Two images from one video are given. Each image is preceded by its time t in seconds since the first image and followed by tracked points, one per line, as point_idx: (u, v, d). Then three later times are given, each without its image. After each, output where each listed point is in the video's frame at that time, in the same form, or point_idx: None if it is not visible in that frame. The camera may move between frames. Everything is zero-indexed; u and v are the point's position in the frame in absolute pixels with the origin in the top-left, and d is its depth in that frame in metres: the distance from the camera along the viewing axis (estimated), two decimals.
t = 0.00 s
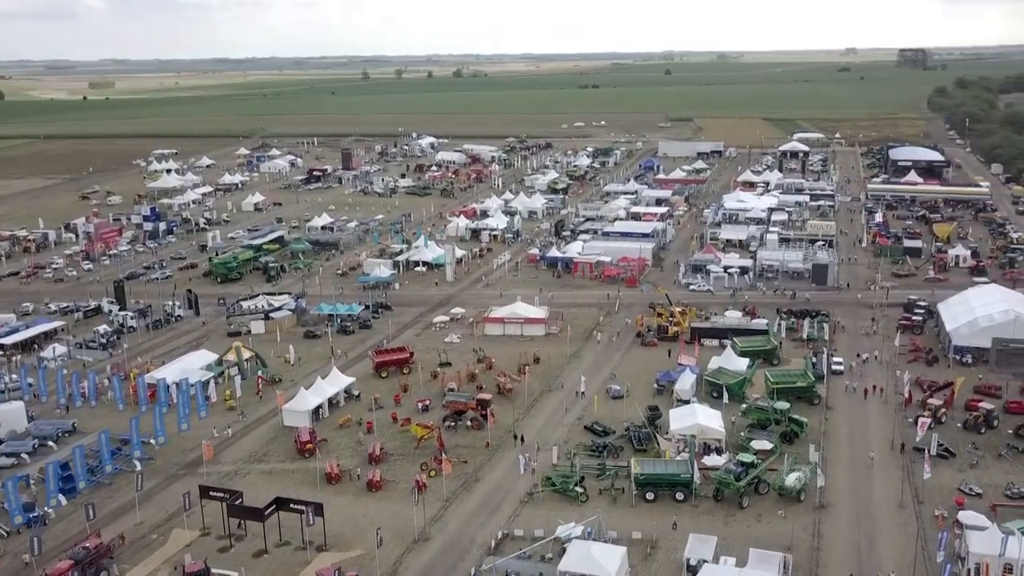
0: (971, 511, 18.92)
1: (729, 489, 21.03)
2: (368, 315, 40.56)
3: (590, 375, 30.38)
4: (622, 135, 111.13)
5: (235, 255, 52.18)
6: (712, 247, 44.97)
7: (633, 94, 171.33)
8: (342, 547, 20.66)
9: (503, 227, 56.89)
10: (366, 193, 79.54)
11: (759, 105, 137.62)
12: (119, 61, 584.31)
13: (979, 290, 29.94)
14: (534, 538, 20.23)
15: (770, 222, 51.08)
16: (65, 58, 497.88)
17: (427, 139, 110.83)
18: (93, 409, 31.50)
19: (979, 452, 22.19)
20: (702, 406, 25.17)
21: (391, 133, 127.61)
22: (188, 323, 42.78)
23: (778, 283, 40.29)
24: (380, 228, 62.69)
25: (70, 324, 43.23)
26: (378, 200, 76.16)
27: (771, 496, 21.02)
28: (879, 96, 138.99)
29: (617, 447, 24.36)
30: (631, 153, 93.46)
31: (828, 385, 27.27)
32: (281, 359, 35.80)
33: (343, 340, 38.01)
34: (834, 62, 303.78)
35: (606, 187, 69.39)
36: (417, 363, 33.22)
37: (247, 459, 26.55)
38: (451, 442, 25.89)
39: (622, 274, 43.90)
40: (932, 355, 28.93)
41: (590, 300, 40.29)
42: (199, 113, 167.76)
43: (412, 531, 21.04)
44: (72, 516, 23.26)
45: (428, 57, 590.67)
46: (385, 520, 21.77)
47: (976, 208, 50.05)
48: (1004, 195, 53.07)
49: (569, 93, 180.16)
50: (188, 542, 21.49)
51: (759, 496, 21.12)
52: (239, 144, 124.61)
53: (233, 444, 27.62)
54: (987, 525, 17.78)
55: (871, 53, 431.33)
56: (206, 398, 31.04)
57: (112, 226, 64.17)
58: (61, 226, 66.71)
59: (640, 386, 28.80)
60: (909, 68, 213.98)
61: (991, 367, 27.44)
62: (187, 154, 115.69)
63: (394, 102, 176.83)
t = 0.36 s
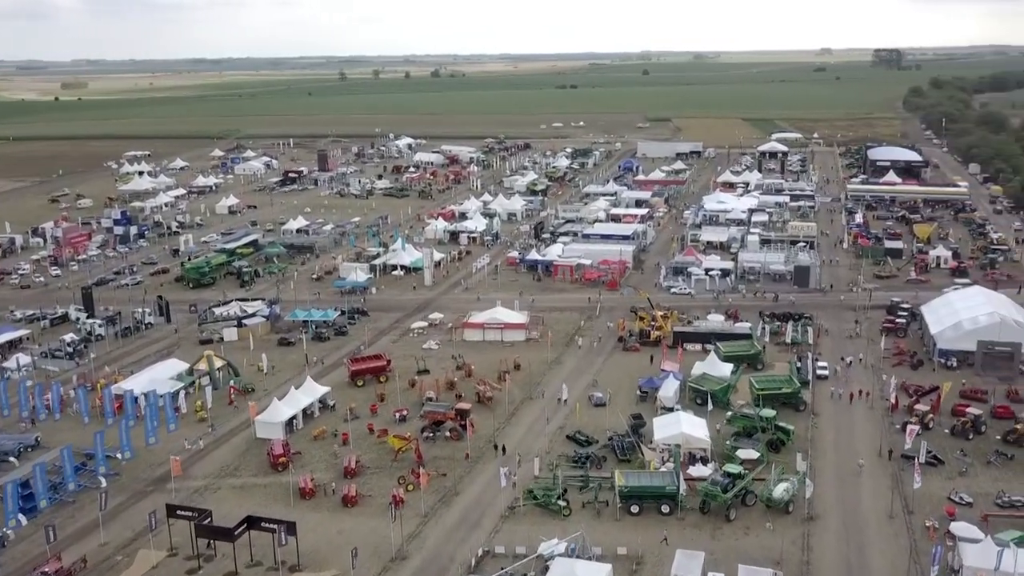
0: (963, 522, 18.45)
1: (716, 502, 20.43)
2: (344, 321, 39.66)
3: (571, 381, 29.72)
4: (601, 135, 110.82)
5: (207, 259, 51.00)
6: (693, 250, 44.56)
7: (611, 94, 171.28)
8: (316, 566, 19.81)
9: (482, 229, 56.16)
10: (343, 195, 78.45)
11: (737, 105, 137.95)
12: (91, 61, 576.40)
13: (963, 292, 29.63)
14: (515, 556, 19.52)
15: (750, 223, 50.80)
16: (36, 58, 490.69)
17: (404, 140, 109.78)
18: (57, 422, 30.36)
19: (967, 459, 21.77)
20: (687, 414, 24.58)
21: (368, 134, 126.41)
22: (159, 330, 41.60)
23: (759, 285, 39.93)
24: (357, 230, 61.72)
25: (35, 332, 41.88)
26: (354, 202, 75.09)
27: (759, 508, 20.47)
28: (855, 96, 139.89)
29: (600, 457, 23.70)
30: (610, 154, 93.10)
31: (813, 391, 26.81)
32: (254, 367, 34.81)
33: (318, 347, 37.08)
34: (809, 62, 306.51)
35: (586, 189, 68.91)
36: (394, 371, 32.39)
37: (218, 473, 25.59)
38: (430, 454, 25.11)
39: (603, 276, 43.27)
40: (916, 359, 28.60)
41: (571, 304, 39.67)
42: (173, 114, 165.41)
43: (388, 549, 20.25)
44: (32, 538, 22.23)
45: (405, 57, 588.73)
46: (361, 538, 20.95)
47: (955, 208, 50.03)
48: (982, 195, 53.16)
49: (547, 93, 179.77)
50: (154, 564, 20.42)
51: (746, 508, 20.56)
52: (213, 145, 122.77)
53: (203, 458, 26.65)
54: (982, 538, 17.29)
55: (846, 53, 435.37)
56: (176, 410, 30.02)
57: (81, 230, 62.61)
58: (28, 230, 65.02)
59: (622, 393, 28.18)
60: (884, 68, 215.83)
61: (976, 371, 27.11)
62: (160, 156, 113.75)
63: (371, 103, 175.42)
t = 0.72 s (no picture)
0: (954, 535, 17.97)
1: (700, 516, 19.77)
2: (316, 328, 38.64)
3: (550, 389, 28.98)
4: (575, 136, 110.44)
5: (174, 265, 49.60)
6: (670, 252, 44.10)
7: (585, 94, 171.11)
8: None
9: (457, 232, 55.29)
10: (314, 197, 77.18)
11: (710, 105, 138.32)
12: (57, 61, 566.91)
13: (944, 295, 29.36)
14: None
15: (727, 224, 50.52)
16: None
17: (377, 142, 108.49)
18: (13, 438, 29.00)
19: (954, 467, 21.36)
20: (668, 424, 23.93)
21: (341, 136, 124.97)
22: (123, 339, 40.18)
23: (738, 288, 39.54)
24: (329, 234, 60.58)
25: None
26: (326, 205, 73.81)
27: (744, 521, 19.86)
28: (827, 96, 140.89)
29: (581, 469, 22.98)
30: (584, 155, 92.71)
31: (796, 397, 26.31)
32: (222, 377, 33.65)
33: (288, 356, 35.99)
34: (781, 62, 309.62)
35: (561, 190, 68.36)
36: (367, 381, 31.45)
37: (183, 491, 24.50)
38: (404, 468, 24.24)
39: (580, 280, 42.61)
40: (898, 363, 28.26)
41: (548, 309, 38.97)
42: (140, 116, 162.43)
43: (361, 570, 19.36)
44: None
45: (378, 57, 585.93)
46: (332, 559, 20.03)
47: (930, 208, 50.07)
48: (956, 195, 53.32)
49: (522, 94, 179.19)
50: None
51: (731, 521, 19.94)
52: (181, 147, 120.58)
53: (167, 475, 25.53)
54: (974, 552, 16.77)
55: (816, 54, 439.97)
56: (139, 424, 28.79)
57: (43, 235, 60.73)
58: None
59: (602, 401, 27.49)
60: (855, 69, 218.14)
61: (959, 375, 26.80)
62: (127, 158, 111.45)
63: (343, 104, 173.55)
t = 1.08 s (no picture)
0: (947, 549, 17.45)
1: (686, 531, 19.11)
2: (288, 336, 37.58)
3: (529, 398, 28.23)
4: (552, 137, 109.95)
5: (142, 271, 48.20)
6: (649, 255, 43.58)
7: (561, 95, 170.74)
8: None
9: (433, 235, 54.37)
10: (288, 200, 75.87)
11: (686, 106, 138.47)
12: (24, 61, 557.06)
13: (927, 297, 28.98)
14: None
15: (706, 226, 50.13)
16: None
17: (352, 143, 107.12)
18: None
19: (943, 476, 20.89)
20: (652, 434, 23.28)
21: (315, 137, 123.41)
22: (88, 349, 38.79)
23: (718, 291, 39.09)
24: (302, 237, 59.42)
25: None
26: (300, 208, 72.54)
27: (732, 536, 19.23)
28: (802, 96, 141.62)
29: (562, 482, 22.24)
30: (562, 155, 92.16)
31: (780, 403, 25.78)
32: (191, 389, 32.48)
33: (260, 365, 34.89)
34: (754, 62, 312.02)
35: (538, 192, 67.71)
36: (341, 391, 30.51)
37: (147, 511, 23.41)
38: (379, 484, 23.36)
39: (559, 284, 41.96)
40: (882, 368, 27.84)
41: (527, 313, 38.22)
42: (109, 117, 159.39)
43: None
44: None
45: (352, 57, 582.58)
46: None
47: (908, 208, 50.04)
48: (933, 195, 53.38)
49: (498, 94, 178.48)
50: None
51: (717, 536, 19.30)
52: (151, 149, 118.39)
53: (131, 494, 24.41)
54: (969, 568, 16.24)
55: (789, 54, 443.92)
56: (102, 440, 27.60)
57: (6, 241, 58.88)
58: None
59: (583, 410, 26.77)
60: (828, 69, 220.10)
61: (943, 379, 26.41)
62: (95, 160, 109.11)
63: (316, 104, 171.61)
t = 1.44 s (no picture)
0: (942, 564, 16.91)
1: (674, 549, 18.43)
2: (261, 344, 36.49)
3: (510, 408, 27.44)
4: (530, 137, 109.33)
5: (110, 277, 46.81)
6: (630, 258, 43.00)
7: (539, 95, 170.25)
8: None
9: (411, 239, 53.44)
10: (261, 202, 74.51)
11: (663, 106, 138.49)
12: None
13: (912, 301, 28.60)
14: None
15: (686, 227, 49.67)
16: None
17: (327, 144, 105.74)
18: None
19: (934, 486, 20.41)
20: (636, 445, 22.59)
21: (290, 138, 121.81)
22: (53, 359, 37.40)
23: (700, 294, 38.58)
24: (276, 241, 58.22)
25: None
26: (274, 211, 71.25)
27: (721, 553, 18.57)
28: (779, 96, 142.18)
29: (545, 497, 21.50)
30: (540, 156, 91.52)
31: (766, 411, 25.22)
32: (159, 400, 31.32)
33: (231, 375, 33.80)
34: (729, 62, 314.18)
35: (517, 194, 67.03)
36: (316, 402, 29.55)
37: (112, 532, 22.33)
38: (355, 501, 22.48)
39: (539, 288, 41.22)
40: (869, 373, 27.39)
41: (507, 319, 37.47)
42: (78, 118, 156.48)
43: None
44: None
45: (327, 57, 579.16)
46: None
47: (888, 209, 49.92)
48: (912, 196, 53.33)
49: (475, 94, 177.61)
50: None
51: (706, 553, 18.65)
52: (122, 151, 116.15)
53: (94, 514, 23.27)
54: None
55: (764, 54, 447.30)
56: (65, 457, 26.38)
57: None
58: None
59: (566, 420, 26.04)
60: (804, 70, 221.73)
61: (931, 385, 25.99)
62: (63, 163, 106.76)
63: (292, 105, 169.76)
